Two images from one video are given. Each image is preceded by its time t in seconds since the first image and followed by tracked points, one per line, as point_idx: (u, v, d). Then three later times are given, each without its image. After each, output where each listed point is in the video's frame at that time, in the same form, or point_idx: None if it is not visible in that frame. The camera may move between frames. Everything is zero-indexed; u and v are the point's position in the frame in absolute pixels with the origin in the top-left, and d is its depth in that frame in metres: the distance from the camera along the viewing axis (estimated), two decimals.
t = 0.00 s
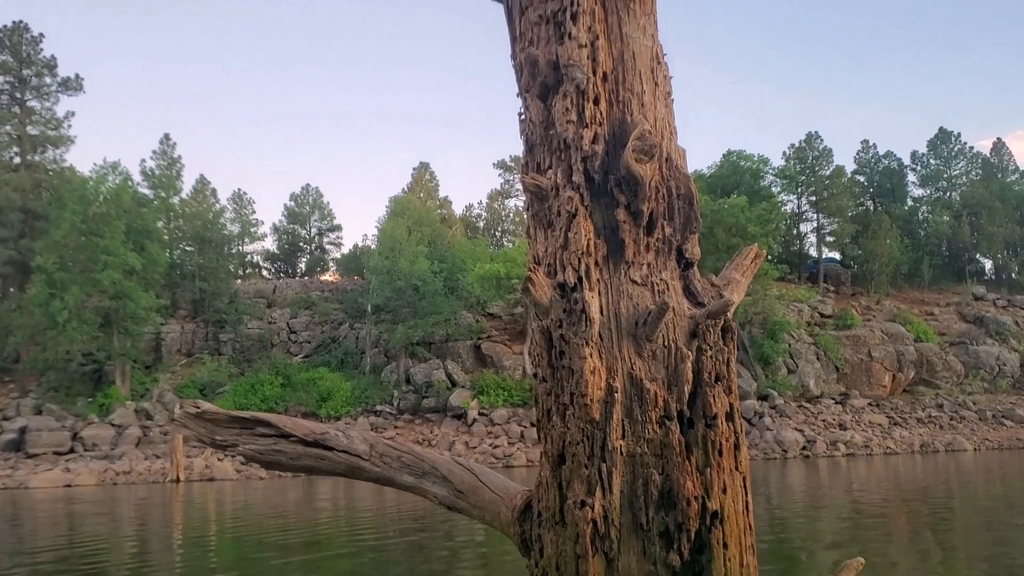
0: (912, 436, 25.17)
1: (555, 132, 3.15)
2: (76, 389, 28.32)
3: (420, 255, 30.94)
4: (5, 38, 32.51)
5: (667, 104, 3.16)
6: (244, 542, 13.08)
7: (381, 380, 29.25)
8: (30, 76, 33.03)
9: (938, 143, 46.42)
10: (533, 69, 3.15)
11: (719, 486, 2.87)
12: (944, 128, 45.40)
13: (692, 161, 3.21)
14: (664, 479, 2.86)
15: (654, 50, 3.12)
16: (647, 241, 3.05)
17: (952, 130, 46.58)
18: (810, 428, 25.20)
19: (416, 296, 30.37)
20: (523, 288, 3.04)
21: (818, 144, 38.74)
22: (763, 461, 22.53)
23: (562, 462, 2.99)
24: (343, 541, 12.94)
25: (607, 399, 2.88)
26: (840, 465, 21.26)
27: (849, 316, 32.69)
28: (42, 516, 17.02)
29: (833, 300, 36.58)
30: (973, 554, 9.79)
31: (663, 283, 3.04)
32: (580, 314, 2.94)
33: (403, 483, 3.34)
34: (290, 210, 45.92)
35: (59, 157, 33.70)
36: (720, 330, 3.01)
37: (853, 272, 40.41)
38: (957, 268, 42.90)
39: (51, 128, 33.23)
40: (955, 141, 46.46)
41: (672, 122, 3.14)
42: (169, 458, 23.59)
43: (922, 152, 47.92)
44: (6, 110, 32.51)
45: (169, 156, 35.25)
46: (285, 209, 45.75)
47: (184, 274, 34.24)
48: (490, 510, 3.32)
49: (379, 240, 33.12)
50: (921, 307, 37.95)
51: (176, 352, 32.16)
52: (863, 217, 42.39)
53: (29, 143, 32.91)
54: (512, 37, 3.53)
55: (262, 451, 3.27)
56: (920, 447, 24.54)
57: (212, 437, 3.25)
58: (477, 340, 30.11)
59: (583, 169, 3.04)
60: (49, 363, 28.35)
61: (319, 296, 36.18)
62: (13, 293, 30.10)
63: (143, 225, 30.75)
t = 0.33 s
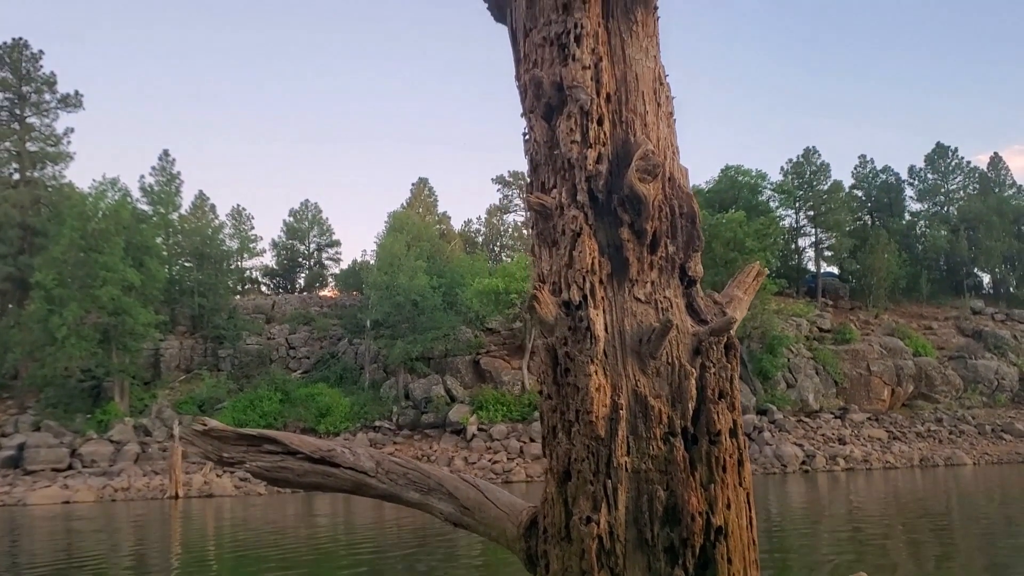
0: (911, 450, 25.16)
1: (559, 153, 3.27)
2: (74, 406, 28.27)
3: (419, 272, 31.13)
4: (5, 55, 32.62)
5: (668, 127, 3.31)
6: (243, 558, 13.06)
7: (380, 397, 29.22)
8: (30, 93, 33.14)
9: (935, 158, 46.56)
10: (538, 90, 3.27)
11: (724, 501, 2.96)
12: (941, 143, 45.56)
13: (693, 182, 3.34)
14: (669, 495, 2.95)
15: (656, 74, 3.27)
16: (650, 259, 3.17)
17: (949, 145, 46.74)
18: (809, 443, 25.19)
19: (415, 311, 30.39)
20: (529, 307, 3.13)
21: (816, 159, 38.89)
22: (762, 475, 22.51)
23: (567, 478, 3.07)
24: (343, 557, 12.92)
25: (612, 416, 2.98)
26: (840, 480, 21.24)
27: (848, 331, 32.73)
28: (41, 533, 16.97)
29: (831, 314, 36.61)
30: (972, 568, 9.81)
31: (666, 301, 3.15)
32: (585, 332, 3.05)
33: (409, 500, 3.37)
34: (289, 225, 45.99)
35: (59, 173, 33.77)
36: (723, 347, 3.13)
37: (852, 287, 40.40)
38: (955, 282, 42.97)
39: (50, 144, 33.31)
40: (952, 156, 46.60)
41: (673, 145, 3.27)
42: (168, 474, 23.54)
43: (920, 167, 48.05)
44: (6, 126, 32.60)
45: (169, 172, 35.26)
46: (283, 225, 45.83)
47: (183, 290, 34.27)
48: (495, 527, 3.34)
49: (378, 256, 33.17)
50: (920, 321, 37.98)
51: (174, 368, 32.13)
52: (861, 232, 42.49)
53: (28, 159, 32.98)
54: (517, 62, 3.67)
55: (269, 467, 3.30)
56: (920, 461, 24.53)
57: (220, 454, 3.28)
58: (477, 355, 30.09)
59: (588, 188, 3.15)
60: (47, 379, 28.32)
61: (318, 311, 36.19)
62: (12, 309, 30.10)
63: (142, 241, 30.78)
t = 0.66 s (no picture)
0: (910, 463, 25.18)
1: (563, 172, 3.36)
2: (72, 420, 28.23)
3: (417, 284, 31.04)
4: (4, 70, 32.71)
5: (670, 145, 3.40)
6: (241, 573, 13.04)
7: (378, 411, 29.21)
8: (29, 108, 33.22)
9: (930, 171, 46.71)
10: (543, 110, 3.38)
11: (728, 515, 3.01)
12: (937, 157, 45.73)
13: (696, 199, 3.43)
14: (673, 509, 3.00)
15: (657, 94, 3.37)
16: (654, 275, 3.24)
17: (945, 158, 46.90)
18: (808, 455, 25.20)
19: (413, 325, 30.43)
20: (535, 323, 3.20)
21: (812, 172, 39.05)
22: (761, 489, 22.50)
23: (572, 493, 3.12)
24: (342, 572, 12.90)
25: (617, 430, 3.04)
26: (838, 492, 21.25)
27: (845, 343, 32.79)
28: (39, 549, 16.93)
29: (828, 327, 36.64)
30: None
31: (671, 316, 3.23)
32: (590, 347, 3.11)
33: (415, 515, 3.40)
34: (286, 239, 46.13)
35: (57, 188, 33.84)
36: (726, 361, 3.19)
37: (849, 300, 40.46)
38: (952, 295, 43.06)
39: (49, 159, 33.39)
40: (948, 169, 46.76)
41: (676, 163, 3.35)
42: (166, 489, 23.49)
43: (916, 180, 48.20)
44: (5, 141, 32.67)
45: (168, 187, 35.32)
46: (281, 239, 45.97)
47: (181, 304, 34.30)
48: (500, 541, 3.37)
49: (375, 270, 33.23)
50: (917, 334, 38.05)
51: (173, 383, 32.12)
52: (857, 245, 42.60)
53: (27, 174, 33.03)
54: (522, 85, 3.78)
55: (276, 482, 3.34)
56: (918, 474, 24.55)
57: (227, 469, 3.32)
58: (475, 368, 30.09)
59: (591, 206, 3.23)
60: (45, 394, 28.30)
61: (316, 325, 36.21)
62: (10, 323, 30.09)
63: (140, 255, 30.81)
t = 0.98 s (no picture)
0: (909, 478, 25.16)
1: (567, 190, 3.45)
2: (70, 436, 28.18)
3: (416, 298, 31.18)
4: (4, 86, 32.81)
5: (673, 164, 3.49)
6: None
7: (377, 426, 29.19)
8: (29, 124, 33.33)
9: (928, 186, 46.77)
10: (548, 129, 3.47)
11: (731, 530, 3.08)
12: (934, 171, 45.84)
13: (698, 218, 3.52)
14: (678, 525, 3.06)
15: (660, 115, 3.48)
16: (657, 292, 3.31)
17: (942, 173, 47.00)
18: (807, 470, 25.17)
19: (412, 339, 30.46)
20: (540, 340, 3.26)
21: (810, 187, 39.19)
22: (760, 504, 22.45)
23: (578, 508, 3.16)
24: None
25: (623, 446, 3.09)
26: (838, 507, 21.21)
27: (844, 358, 32.80)
28: (35, 565, 16.87)
29: (827, 341, 36.65)
30: None
31: (674, 333, 3.30)
32: (596, 364, 3.16)
33: (422, 530, 3.43)
34: (285, 254, 46.26)
35: (56, 204, 33.90)
36: (729, 378, 3.26)
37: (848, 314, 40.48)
38: (950, 309, 43.10)
39: (48, 174, 33.47)
40: (945, 184, 46.86)
41: (679, 183, 3.45)
42: (164, 504, 23.42)
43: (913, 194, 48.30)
44: (5, 157, 32.72)
45: (167, 202, 35.42)
46: (280, 253, 46.11)
47: (180, 319, 34.31)
48: (506, 556, 3.41)
49: (374, 285, 33.27)
50: (915, 348, 38.06)
51: (171, 398, 32.08)
52: (856, 259, 42.67)
53: (26, 190, 33.07)
54: (526, 105, 3.88)
55: (282, 498, 3.35)
56: (918, 488, 24.52)
57: (233, 484, 3.33)
58: (473, 383, 30.06)
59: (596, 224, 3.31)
60: (43, 409, 28.28)
61: (314, 340, 36.19)
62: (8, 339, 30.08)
63: (139, 270, 30.80)
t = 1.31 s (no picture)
0: (910, 495, 25.11)
1: (573, 212, 3.54)
2: (68, 452, 28.11)
3: (415, 315, 31.17)
4: (5, 103, 32.92)
5: (676, 187, 3.59)
6: None
7: (376, 443, 29.15)
8: (29, 140, 33.41)
9: (926, 203, 46.88)
10: (553, 151, 3.58)
11: (737, 548, 3.12)
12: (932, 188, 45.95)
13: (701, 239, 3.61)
14: (683, 543, 3.09)
15: (663, 137, 3.59)
16: (661, 313, 3.39)
17: (940, 190, 47.12)
18: (807, 487, 25.13)
19: (411, 356, 30.45)
20: (546, 358, 3.33)
21: (808, 204, 39.34)
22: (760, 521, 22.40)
23: (583, 528, 3.20)
24: None
25: (628, 465, 3.14)
26: (838, 524, 21.18)
27: (843, 375, 32.81)
28: None
29: (826, 358, 36.64)
30: None
31: (678, 352, 3.38)
32: (601, 384, 3.24)
33: (427, 549, 3.45)
34: (284, 270, 46.36)
35: (56, 220, 33.97)
36: (732, 399, 3.33)
37: (847, 330, 40.51)
38: (949, 326, 43.13)
39: (48, 191, 33.55)
40: (943, 201, 46.96)
41: (682, 205, 3.54)
42: (162, 521, 23.34)
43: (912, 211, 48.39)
44: (5, 173, 32.79)
45: (167, 219, 35.50)
46: (279, 269, 46.22)
47: (179, 335, 34.26)
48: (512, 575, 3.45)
49: (373, 301, 33.30)
50: (915, 364, 38.06)
51: (169, 415, 32.03)
52: (854, 276, 42.72)
53: (26, 206, 33.12)
54: (531, 129, 4.00)
55: (288, 516, 3.36)
56: (918, 506, 24.47)
57: (239, 503, 3.34)
58: (472, 400, 30.04)
59: (601, 245, 3.40)
60: (42, 426, 28.23)
61: (313, 356, 36.19)
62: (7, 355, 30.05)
63: (138, 286, 30.74)
